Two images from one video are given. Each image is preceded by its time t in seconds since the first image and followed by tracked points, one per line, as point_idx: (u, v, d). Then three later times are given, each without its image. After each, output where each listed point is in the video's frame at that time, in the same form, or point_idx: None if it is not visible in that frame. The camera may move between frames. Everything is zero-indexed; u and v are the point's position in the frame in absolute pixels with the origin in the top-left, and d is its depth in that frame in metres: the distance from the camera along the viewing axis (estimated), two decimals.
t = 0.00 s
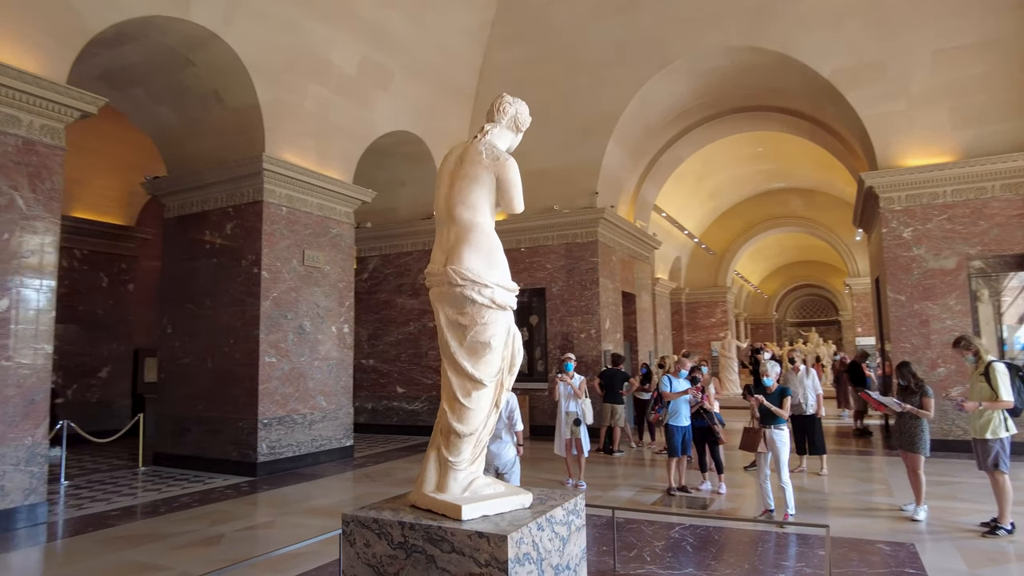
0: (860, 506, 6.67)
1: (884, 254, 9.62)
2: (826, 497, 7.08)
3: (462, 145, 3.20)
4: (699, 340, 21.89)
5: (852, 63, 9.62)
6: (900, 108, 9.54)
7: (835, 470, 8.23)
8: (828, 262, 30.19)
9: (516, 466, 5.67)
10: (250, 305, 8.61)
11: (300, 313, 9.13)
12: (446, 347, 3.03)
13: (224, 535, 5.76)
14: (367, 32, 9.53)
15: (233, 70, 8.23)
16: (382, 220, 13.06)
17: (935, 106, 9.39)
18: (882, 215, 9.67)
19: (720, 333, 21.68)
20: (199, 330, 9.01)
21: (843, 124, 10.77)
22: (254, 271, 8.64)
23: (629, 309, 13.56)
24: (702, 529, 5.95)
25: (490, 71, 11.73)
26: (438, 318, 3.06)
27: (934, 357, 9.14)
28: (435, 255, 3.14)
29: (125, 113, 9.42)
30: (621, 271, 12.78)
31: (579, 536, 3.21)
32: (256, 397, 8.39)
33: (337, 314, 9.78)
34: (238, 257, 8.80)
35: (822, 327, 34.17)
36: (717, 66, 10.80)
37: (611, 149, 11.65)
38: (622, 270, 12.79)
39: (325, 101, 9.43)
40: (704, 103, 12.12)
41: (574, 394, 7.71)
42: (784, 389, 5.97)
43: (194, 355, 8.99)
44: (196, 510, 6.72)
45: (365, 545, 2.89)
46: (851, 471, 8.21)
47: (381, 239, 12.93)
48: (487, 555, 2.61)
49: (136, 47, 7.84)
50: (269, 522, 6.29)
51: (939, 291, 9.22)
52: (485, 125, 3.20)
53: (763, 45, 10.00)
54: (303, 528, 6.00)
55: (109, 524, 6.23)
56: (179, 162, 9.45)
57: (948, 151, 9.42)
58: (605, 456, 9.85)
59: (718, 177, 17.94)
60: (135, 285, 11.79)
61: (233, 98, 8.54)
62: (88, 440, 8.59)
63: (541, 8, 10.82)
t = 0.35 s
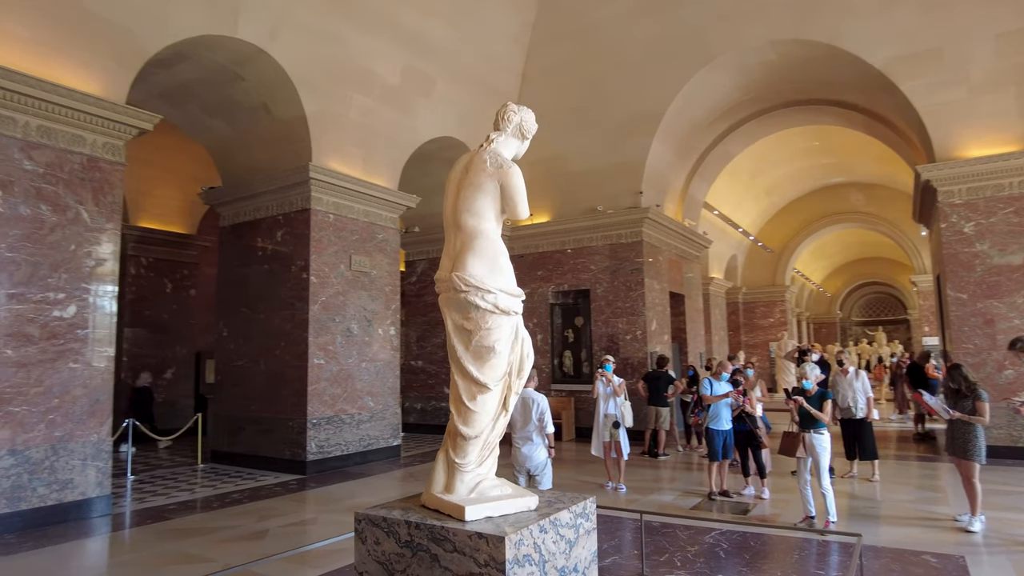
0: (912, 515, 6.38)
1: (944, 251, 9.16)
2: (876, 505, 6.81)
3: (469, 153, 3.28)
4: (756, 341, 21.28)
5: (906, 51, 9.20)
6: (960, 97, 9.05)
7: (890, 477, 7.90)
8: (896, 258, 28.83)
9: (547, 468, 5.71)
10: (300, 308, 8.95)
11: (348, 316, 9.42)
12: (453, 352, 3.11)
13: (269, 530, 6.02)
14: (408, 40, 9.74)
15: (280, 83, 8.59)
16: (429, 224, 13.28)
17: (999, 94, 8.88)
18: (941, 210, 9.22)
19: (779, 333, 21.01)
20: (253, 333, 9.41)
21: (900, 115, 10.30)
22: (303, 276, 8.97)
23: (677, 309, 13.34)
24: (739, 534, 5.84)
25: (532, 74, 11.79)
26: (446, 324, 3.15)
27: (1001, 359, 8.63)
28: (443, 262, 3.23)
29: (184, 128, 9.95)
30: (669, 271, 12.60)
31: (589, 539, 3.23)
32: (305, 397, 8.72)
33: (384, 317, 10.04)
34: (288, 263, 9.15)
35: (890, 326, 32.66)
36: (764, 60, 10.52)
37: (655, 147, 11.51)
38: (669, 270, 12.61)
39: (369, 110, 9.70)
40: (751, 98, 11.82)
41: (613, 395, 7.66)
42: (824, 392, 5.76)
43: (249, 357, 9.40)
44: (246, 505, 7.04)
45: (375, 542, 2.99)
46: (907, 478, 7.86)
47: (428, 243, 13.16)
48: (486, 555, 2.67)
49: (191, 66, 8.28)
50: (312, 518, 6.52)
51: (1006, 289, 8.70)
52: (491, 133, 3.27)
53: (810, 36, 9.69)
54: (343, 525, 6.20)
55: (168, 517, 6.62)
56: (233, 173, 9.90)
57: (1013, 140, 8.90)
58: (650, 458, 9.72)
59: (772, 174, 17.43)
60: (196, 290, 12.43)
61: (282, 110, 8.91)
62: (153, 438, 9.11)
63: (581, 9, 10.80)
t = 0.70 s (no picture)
0: (962, 522, 6.09)
1: (1002, 244, 8.69)
2: (925, 511, 6.51)
3: (477, 154, 3.30)
4: (807, 339, 20.62)
5: (957, 36, 8.77)
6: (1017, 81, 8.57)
7: (941, 481, 7.55)
8: (957, 253, 27.54)
9: (575, 468, 5.70)
10: (339, 308, 9.15)
11: (386, 315, 9.58)
12: (462, 350, 3.15)
13: (304, 524, 6.18)
14: (442, 42, 9.83)
15: (318, 89, 8.80)
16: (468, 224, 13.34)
17: None
18: (998, 201, 8.76)
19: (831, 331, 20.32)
20: (296, 332, 9.67)
21: (952, 103, 9.84)
22: (342, 277, 9.17)
23: (720, 307, 13.06)
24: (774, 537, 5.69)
25: (568, 71, 11.73)
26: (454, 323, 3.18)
27: None
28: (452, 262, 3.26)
29: (229, 134, 10.30)
30: (710, 269, 12.35)
31: (600, 539, 3.21)
32: (345, 395, 8.91)
33: (421, 316, 10.17)
34: (328, 264, 9.37)
35: (952, 324, 31.24)
36: (806, 50, 10.19)
37: (695, 142, 11.29)
38: (711, 267, 12.37)
39: (404, 112, 9.83)
40: (795, 90, 11.48)
41: (648, 395, 7.57)
42: (862, 393, 5.56)
43: (291, 356, 9.66)
44: (285, 500, 7.25)
45: (385, 537, 3.05)
46: (960, 483, 7.51)
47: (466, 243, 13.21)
48: (488, 552, 2.69)
49: (233, 74, 8.57)
50: (346, 514, 6.65)
51: None
52: (500, 133, 3.28)
53: (854, 24, 9.34)
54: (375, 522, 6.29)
55: (211, 510, 6.87)
56: (276, 177, 10.20)
57: None
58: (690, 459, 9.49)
59: (820, 167, 16.88)
60: (243, 291, 12.85)
61: (319, 114, 9.12)
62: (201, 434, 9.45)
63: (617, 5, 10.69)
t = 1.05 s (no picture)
0: (1013, 532, 5.74)
1: None
2: (972, 519, 6.16)
3: (478, 150, 3.24)
4: (857, 337, 19.89)
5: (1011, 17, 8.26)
6: None
7: (992, 487, 7.14)
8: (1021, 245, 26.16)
9: (597, 470, 5.59)
10: (371, 307, 9.25)
11: (417, 314, 9.63)
12: (460, 349, 3.10)
13: (329, 521, 6.25)
14: (471, 40, 9.81)
15: (348, 90, 8.90)
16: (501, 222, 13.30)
17: None
18: None
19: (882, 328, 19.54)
20: (329, 331, 9.82)
21: (1007, 89, 9.28)
22: (373, 276, 9.26)
23: (761, 304, 12.69)
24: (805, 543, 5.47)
25: (601, 66, 11.56)
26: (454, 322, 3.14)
27: None
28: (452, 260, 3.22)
29: (265, 137, 10.51)
30: (750, 264, 11.98)
31: (604, 544, 3.12)
32: (376, 393, 9.00)
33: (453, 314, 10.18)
34: (360, 263, 9.47)
35: (1015, 320, 29.72)
36: (848, 37, 9.78)
37: (732, 135, 10.98)
38: (750, 263, 12.02)
39: (434, 111, 9.85)
40: (837, 78, 11.04)
41: (679, 394, 7.40)
42: (899, 394, 5.29)
43: (325, 354, 9.82)
44: (315, 497, 7.35)
45: (384, 538, 3.03)
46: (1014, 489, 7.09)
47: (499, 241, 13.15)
48: (481, 556, 2.63)
49: (265, 78, 8.74)
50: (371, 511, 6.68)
51: None
52: (500, 127, 3.22)
53: (897, 8, 8.91)
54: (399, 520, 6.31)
55: (244, 505, 7.03)
56: (310, 178, 10.36)
57: None
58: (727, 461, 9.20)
59: (869, 158, 16.23)
60: (284, 291, 13.12)
61: (350, 115, 9.22)
62: (239, 431, 9.68)
63: None
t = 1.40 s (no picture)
0: None
1: None
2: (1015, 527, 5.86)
3: (476, 148, 3.20)
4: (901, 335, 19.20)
5: None
6: None
7: None
8: None
9: (615, 471, 5.50)
10: (397, 307, 9.31)
11: (443, 313, 9.65)
12: (458, 351, 3.07)
13: (351, 519, 6.31)
14: (495, 39, 9.78)
15: (373, 92, 8.97)
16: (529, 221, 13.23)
17: None
18: None
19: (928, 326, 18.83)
20: (358, 331, 9.92)
21: None
22: (399, 276, 9.32)
23: (796, 302, 12.35)
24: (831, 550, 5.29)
25: (628, 61, 11.41)
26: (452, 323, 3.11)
27: None
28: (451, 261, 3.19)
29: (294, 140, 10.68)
30: (784, 262, 11.66)
31: (604, 550, 3.06)
32: (402, 392, 9.06)
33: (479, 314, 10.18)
34: (386, 264, 9.55)
35: None
36: (884, 25, 9.41)
37: (764, 129, 10.70)
38: (785, 260, 11.70)
39: (458, 111, 9.86)
40: (874, 68, 10.65)
41: (705, 395, 7.22)
42: (932, 394, 5.06)
43: (354, 354, 9.93)
44: (339, 495, 7.43)
45: (381, 540, 3.03)
46: None
47: (528, 240, 13.09)
48: (471, 560, 2.60)
49: (292, 82, 8.87)
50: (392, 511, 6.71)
51: None
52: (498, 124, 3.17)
53: None
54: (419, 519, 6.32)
55: (270, 503, 7.14)
56: (338, 180, 10.48)
57: None
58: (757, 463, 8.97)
59: (911, 150, 15.63)
60: (316, 292, 13.37)
61: (376, 117, 9.30)
62: (269, 429, 9.86)
63: None
